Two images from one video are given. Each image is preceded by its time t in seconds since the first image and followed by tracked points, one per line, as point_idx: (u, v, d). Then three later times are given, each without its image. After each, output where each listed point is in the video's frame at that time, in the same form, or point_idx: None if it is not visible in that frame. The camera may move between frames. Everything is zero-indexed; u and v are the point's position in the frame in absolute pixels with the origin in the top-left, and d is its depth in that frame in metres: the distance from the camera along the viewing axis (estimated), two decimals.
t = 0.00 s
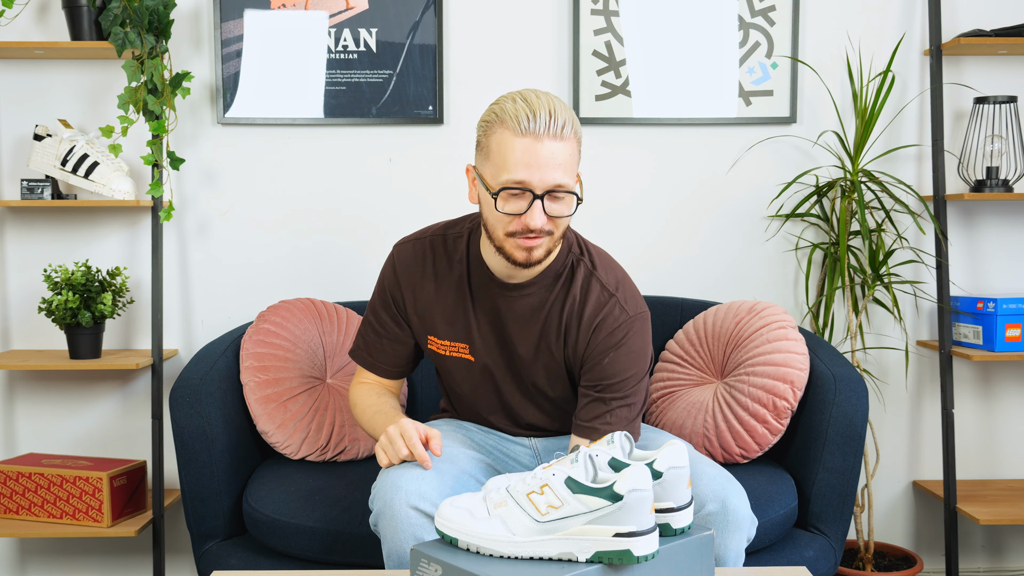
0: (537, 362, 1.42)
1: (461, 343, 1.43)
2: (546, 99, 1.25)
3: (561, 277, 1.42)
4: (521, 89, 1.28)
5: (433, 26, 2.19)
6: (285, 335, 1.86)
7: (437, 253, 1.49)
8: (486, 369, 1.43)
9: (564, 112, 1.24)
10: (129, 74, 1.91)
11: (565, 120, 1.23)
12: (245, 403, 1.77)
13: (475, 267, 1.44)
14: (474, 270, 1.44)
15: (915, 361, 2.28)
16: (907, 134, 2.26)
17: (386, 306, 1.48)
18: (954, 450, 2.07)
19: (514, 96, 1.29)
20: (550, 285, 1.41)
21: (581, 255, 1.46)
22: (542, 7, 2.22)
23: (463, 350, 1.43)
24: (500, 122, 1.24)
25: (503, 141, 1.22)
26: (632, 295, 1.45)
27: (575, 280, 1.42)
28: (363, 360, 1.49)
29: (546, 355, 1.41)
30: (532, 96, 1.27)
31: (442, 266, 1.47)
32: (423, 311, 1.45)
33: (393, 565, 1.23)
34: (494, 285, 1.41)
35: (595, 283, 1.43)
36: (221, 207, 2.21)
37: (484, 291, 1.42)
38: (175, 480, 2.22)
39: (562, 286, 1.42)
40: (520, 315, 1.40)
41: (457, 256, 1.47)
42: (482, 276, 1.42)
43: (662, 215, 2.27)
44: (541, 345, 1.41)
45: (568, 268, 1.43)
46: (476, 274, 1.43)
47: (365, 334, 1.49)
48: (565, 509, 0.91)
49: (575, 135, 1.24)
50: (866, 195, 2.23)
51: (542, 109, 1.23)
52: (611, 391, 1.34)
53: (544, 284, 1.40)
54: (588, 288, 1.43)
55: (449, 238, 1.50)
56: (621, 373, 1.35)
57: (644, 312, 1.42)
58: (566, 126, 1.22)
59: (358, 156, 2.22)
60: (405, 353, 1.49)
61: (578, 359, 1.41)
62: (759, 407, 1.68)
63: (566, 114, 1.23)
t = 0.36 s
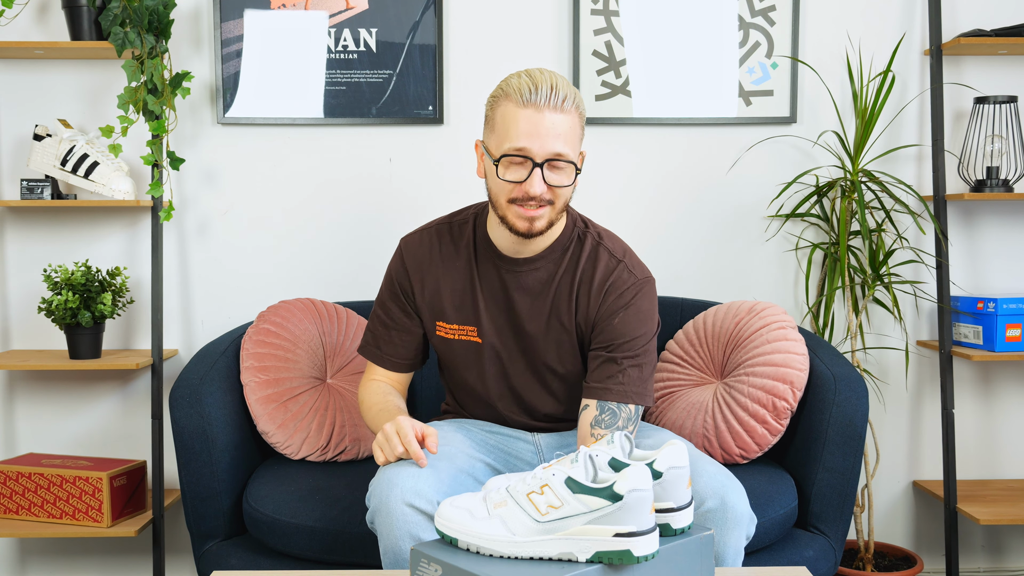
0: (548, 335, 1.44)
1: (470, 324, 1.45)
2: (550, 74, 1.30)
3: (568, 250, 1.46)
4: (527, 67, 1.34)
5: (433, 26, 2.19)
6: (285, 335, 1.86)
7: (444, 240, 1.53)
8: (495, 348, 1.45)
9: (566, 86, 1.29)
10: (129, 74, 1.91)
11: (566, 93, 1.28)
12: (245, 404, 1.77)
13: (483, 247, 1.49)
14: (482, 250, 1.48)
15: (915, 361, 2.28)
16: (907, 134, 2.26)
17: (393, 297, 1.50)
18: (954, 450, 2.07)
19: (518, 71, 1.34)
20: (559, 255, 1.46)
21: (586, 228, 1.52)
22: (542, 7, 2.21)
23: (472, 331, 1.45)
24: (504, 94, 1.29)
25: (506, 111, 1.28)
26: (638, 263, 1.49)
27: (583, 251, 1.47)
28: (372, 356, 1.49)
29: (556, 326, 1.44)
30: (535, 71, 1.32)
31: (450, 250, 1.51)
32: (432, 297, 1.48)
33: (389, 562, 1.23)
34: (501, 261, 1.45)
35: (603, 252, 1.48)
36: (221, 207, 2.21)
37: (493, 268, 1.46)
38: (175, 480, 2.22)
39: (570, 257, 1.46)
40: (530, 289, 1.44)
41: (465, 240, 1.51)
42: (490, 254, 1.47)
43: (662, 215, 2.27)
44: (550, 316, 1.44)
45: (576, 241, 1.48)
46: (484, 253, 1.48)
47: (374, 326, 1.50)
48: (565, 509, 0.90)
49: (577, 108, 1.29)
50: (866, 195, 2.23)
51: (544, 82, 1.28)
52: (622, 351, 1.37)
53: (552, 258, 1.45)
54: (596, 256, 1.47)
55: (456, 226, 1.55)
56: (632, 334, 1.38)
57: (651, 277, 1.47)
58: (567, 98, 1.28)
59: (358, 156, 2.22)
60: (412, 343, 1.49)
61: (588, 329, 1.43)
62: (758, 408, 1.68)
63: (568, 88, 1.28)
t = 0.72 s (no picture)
0: (546, 339, 1.44)
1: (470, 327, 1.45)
2: (549, 72, 1.31)
3: (565, 254, 1.46)
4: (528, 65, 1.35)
5: (433, 26, 2.19)
6: (285, 335, 1.86)
7: (442, 242, 1.51)
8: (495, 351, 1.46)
9: (563, 86, 1.30)
10: (129, 74, 1.91)
11: (562, 92, 1.28)
12: (245, 404, 1.77)
13: (482, 249, 1.48)
14: (481, 252, 1.47)
15: (915, 361, 2.28)
16: (907, 134, 2.26)
17: (395, 297, 1.47)
18: (954, 450, 2.07)
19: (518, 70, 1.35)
20: (557, 259, 1.45)
21: (584, 230, 1.50)
22: (542, 7, 2.21)
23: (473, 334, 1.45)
24: (502, 88, 1.29)
25: (501, 104, 1.28)
26: (636, 266, 1.48)
27: (580, 254, 1.46)
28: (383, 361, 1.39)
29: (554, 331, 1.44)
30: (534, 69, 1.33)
31: (449, 252, 1.49)
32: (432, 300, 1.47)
33: (385, 563, 1.23)
34: (500, 265, 1.44)
35: (600, 254, 1.47)
36: (221, 207, 2.21)
37: (492, 271, 1.45)
38: (175, 480, 2.22)
39: (568, 260, 1.46)
40: (528, 292, 1.44)
41: (463, 241, 1.50)
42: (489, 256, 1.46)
43: (662, 215, 2.27)
44: (548, 320, 1.44)
45: (573, 244, 1.47)
46: (482, 256, 1.47)
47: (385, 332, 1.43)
48: (565, 509, 0.90)
49: (572, 108, 1.30)
50: (866, 195, 2.23)
51: (541, 79, 1.29)
52: (623, 358, 1.37)
53: (548, 262, 1.44)
54: (593, 259, 1.46)
55: (453, 228, 1.52)
56: (632, 340, 1.38)
57: (649, 280, 1.46)
58: (563, 96, 1.28)
59: (357, 156, 2.22)
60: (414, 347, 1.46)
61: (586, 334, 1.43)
62: (758, 408, 1.68)
63: (565, 87, 1.29)
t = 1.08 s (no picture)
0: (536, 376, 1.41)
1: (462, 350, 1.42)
2: (558, 97, 1.27)
3: (561, 289, 1.40)
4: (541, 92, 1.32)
5: (433, 26, 2.19)
6: (284, 335, 1.86)
7: (440, 259, 1.46)
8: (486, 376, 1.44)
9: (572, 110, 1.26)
10: (129, 73, 1.91)
11: (570, 117, 1.24)
12: (245, 404, 1.77)
13: (478, 276, 1.42)
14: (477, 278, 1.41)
15: (915, 361, 2.28)
16: (907, 134, 2.25)
17: (388, 310, 1.43)
18: (954, 450, 2.07)
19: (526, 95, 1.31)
20: (552, 295, 1.39)
21: (583, 265, 1.44)
22: (542, 8, 2.21)
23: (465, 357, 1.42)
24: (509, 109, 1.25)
25: (505, 124, 1.24)
26: (633, 306, 1.42)
27: (576, 290, 1.40)
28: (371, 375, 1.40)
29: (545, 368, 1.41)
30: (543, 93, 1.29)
31: (444, 275, 1.45)
32: (425, 318, 1.43)
33: (382, 563, 1.23)
34: (493, 297, 1.39)
35: (596, 294, 1.41)
36: (221, 207, 2.21)
37: (485, 300, 1.40)
38: (175, 480, 2.22)
39: (563, 296, 1.40)
40: (520, 327, 1.39)
41: (458, 264, 1.44)
42: (483, 283, 1.40)
43: (662, 215, 2.27)
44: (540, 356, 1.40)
45: (570, 278, 1.41)
46: (477, 284, 1.41)
47: (373, 339, 1.42)
48: (565, 509, 0.90)
49: (579, 135, 1.25)
50: (866, 195, 2.23)
51: (550, 101, 1.25)
52: (613, 404, 1.34)
53: (543, 296, 1.38)
54: (590, 298, 1.40)
55: (452, 244, 1.47)
56: (623, 387, 1.35)
57: (646, 324, 1.41)
58: (570, 121, 1.24)
59: (357, 156, 2.22)
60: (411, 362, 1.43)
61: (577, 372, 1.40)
62: (759, 407, 1.68)
63: (573, 113, 1.25)
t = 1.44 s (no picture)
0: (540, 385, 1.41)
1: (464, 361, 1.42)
2: (559, 106, 1.26)
3: (567, 299, 1.39)
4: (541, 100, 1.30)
5: (433, 26, 2.19)
6: (284, 335, 1.86)
7: (443, 266, 1.45)
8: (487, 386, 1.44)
9: (573, 119, 1.25)
10: (129, 74, 1.91)
11: (572, 127, 1.23)
12: (245, 404, 1.77)
13: (482, 286, 1.41)
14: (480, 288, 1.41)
15: (914, 361, 2.28)
16: (907, 134, 2.26)
17: (389, 315, 1.43)
18: (954, 449, 2.07)
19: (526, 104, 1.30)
20: (557, 304, 1.38)
21: (589, 273, 1.43)
22: (542, 8, 2.22)
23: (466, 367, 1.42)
24: (509, 122, 1.24)
25: (506, 139, 1.23)
26: (640, 316, 1.42)
27: (581, 301, 1.40)
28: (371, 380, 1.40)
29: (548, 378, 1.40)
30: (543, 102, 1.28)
31: (448, 281, 1.44)
32: (428, 324, 1.43)
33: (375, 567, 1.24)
34: (498, 305, 1.38)
35: (602, 304, 1.40)
36: (221, 207, 2.21)
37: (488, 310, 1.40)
38: (175, 480, 2.22)
39: (569, 305, 1.39)
40: (524, 338, 1.39)
41: (462, 270, 1.44)
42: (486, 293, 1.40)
43: (662, 215, 2.27)
44: (544, 365, 1.40)
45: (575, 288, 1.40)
46: (481, 292, 1.40)
47: (373, 344, 1.42)
48: (565, 509, 0.90)
49: (582, 146, 1.23)
50: (866, 195, 2.23)
51: (550, 111, 1.24)
52: (615, 415, 1.34)
53: (548, 306, 1.38)
54: (595, 308, 1.40)
55: (456, 250, 1.46)
56: (625, 400, 1.35)
57: (652, 335, 1.40)
58: (572, 132, 1.23)
59: (357, 156, 2.22)
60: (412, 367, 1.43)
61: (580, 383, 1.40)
62: (759, 407, 1.68)
63: (574, 124, 1.23)
